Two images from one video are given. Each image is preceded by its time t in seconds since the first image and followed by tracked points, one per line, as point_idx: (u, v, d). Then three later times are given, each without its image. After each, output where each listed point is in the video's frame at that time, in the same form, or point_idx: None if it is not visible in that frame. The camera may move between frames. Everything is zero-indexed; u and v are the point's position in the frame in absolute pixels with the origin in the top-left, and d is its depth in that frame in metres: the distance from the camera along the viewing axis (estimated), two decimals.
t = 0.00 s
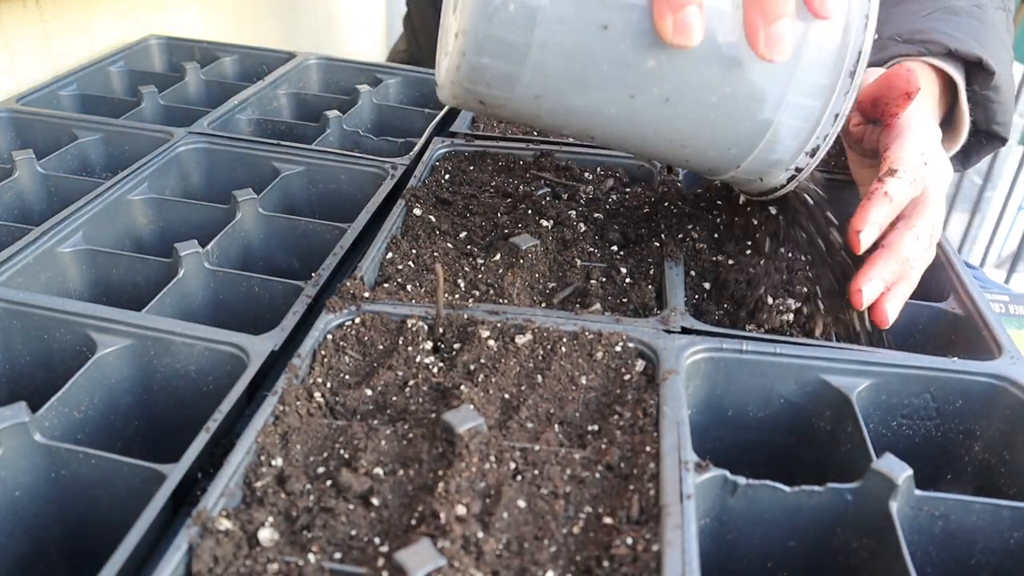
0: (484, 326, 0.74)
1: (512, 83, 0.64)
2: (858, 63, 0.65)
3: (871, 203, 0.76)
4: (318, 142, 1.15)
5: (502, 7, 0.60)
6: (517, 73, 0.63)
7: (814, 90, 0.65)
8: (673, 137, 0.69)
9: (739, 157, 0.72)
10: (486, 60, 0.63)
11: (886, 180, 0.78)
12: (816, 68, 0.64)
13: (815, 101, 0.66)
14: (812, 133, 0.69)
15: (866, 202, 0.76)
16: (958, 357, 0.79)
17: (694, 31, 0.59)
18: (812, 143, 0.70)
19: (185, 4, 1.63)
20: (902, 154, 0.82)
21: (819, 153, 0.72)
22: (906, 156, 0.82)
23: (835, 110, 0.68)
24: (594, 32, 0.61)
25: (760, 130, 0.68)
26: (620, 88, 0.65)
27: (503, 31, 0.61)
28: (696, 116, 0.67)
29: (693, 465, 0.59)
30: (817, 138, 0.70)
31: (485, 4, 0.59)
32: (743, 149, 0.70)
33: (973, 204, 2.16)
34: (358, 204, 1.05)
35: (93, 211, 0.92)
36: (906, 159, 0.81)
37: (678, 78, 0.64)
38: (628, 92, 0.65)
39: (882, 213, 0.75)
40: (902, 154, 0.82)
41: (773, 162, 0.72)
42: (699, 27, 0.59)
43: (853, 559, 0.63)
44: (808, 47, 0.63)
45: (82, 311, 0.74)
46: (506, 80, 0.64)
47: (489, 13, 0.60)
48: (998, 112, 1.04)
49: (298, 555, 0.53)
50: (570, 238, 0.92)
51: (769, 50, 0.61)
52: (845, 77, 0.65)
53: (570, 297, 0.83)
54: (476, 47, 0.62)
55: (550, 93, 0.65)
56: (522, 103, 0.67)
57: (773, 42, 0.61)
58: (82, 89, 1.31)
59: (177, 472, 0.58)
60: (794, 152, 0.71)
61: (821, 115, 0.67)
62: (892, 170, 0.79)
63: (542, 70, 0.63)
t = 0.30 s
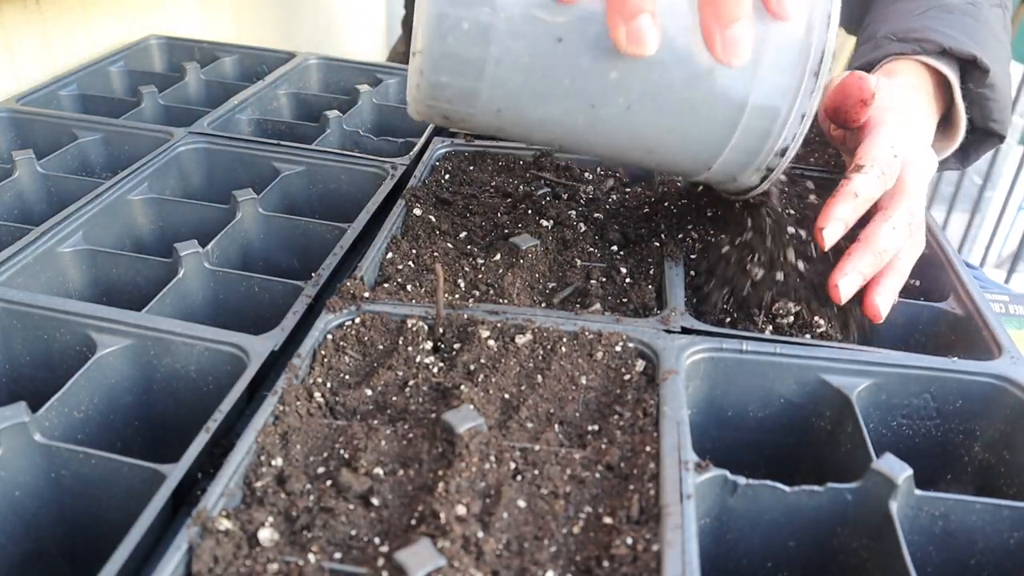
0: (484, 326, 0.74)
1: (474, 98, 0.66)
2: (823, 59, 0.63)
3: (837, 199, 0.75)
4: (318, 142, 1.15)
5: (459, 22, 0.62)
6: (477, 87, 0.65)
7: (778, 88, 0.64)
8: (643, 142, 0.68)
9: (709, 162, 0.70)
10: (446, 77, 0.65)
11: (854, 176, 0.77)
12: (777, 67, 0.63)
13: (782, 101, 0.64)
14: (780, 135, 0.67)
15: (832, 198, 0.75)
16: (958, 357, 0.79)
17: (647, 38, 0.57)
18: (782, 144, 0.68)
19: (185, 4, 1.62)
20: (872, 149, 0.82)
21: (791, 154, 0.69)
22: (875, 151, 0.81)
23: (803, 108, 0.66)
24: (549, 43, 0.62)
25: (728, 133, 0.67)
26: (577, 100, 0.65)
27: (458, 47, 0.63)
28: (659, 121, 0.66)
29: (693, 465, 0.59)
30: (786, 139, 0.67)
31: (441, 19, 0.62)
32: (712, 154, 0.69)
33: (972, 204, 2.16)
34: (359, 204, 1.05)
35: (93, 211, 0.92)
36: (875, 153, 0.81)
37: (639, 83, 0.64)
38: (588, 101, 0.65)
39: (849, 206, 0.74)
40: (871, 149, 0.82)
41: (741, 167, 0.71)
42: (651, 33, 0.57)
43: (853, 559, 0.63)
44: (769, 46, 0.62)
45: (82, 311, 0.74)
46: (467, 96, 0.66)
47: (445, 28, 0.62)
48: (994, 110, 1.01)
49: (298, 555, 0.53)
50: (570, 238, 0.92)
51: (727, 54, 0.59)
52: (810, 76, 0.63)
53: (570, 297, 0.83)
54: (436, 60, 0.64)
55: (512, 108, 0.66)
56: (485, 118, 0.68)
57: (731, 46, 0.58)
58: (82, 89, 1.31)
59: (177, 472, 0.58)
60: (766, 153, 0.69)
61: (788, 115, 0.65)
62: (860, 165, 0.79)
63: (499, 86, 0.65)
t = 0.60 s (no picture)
0: (484, 326, 0.74)
1: (426, 163, 0.66)
2: (760, 100, 0.64)
3: (795, 180, 0.77)
4: (318, 142, 1.15)
5: (400, 99, 0.62)
6: (429, 154, 0.66)
7: (716, 132, 0.65)
8: (596, 185, 0.69)
9: (661, 195, 0.71)
10: (398, 149, 0.65)
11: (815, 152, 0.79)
12: (718, 111, 0.64)
13: (721, 141, 0.66)
14: (727, 167, 0.68)
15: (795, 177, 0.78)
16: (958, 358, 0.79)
17: (575, 97, 0.51)
18: (729, 176, 0.69)
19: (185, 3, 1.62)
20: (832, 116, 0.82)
21: (741, 184, 0.70)
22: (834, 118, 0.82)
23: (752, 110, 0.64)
24: (486, 111, 0.62)
25: (672, 175, 0.68)
26: (526, 154, 0.65)
27: (403, 121, 0.63)
28: (608, 168, 0.67)
29: (693, 465, 0.59)
30: (733, 171, 0.68)
31: (383, 98, 0.61)
32: (664, 189, 0.70)
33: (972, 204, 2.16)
34: (358, 205, 1.04)
35: (93, 212, 0.92)
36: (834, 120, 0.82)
37: (582, 139, 0.64)
38: (534, 158, 0.66)
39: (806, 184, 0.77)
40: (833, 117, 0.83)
41: (695, 202, 0.72)
42: (581, 95, 0.51)
43: (853, 559, 0.63)
44: (704, 92, 0.63)
45: (82, 311, 0.74)
46: (418, 162, 0.66)
47: (389, 105, 0.62)
48: (987, 99, 1.01)
49: (298, 555, 0.53)
50: (570, 238, 0.92)
51: (658, 108, 0.52)
52: (748, 115, 0.64)
53: (570, 297, 0.83)
54: (384, 136, 0.64)
55: (467, 167, 0.67)
56: (442, 177, 0.69)
57: (662, 96, 0.51)
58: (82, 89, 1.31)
59: (177, 472, 0.58)
60: (714, 183, 0.69)
61: (731, 153, 0.67)
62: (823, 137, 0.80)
63: (449, 151, 0.65)
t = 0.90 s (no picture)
0: (484, 326, 0.74)
1: (308, 159, 0.69)
2: (604, 67, 0.57)
3: (778, 240, 0.77)
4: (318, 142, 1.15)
5: (261, 103, 0.64)
6: (304, 150, 0.67)
7: (567, 110, 0.59)
8: (475, 169, 0.66)
9: (543, 178, 0.66)
10: (277, 149, 0.68)
11: (751, 200, 0.84)
12: (560, 85, 0.58)
13: (575, 119, 0.59)
14: (591, 150, 0.61)
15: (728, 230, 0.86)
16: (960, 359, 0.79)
17: (407, 85, 0.52)
18: (597, 156, 0.62)
19: (185, 5, 1.63)
20: (796, 155, 0.84)
21: (614, 161, 0.64)
22: (795, 155, 0.84)
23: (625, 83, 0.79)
24: (338, 104, 0.62)
25: (540, 159, 0.63)
26: (388, 144, 0.65)
27: (270, 123, 0.65)
28: (475, 155, 0.64)
29: (693, 465, 0.59)
30: (599, 151, 0.62)
31: (249, 104, 0.64)
32: (540, 172, 0.65)
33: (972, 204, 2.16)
34: (359, 205, 1.05)
35: (93, 212, 0.92)
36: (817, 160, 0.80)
37: (437, 126, 0.62)
38: (399, 148, 0.65)
39: (790, 240, 0.76)
40: (795, 153, 0.84)
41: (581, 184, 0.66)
42: (412, 80, 0.52)
43: (853, 560, 0.63)
44: (542, 66, 0.57)
45: (82, 311, 0.74)
46: (301, 158, 0.69)
47: (255, 109, 0.64)
48: (994, 104, 0.97)
49: (298, 555, 0.53)
50: (570, 238, 0.92)
51: (489, 86, 0.49)
52: (593, 85, 0.58)
53: (570, 297, 0.83)
54: (258, 136, 0.66)
55: (340, 158, 0.67)
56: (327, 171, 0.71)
57: (492, 71, 0.48)
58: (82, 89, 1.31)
59: (177, 472, 0.58)
60: (584, 169, 0.64)
61: (586, 129, 0.60)
62: (755, 182, 0.83)
63: (318, 145, 0.66)
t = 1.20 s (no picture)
0: (484, 326, 0.74)
1: (334, 164, 0.71)
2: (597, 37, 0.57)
3: (847, 218, 0.85)
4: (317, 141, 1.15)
5: (283, 115, 0.66)
6: (329, 155, 0.70)
7: (567, 84, 0.59)
8: (490, 154, 0.67)
9: (556, 154, 0.67)
10: (304, 157, 0.71)
11: (808, 184, 0.90)
12: (558, 60, 0.58)
13: (577, 92, 0.60)
14: (597, 119, 0.62)
15: (778, 217, 0.91)
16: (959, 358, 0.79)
17: (414, 81, 0.53)
18: (604, 123, 0.62)
19: (185, 7, 1.63)
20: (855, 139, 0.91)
21: (622, 126, 0.64)
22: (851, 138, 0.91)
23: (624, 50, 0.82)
24: (352, 107, 0.64)
25: (550, 134, 0.64)
26: (404, 138, 0.66)
27: (295, 134, 0.68)
28: (490, 143, 0.65)
29: (693, 465, 0.59)
30: (605, 119, 0.62)
31: (271, 117, 0.67)
32: (554, 148, 0.65)
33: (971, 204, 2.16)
34: (359, 205, 1.05)
35: (93, 212, 0.92)
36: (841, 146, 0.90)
37: (449, 117, 0.63)
38: (416, 141, 0.66)
39: (851, 222, 0.84)
40: (849, 135, 0.91)
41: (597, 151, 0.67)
42: (418, 77, 0.53)
43: (853, 559, 0.63)
44: (538, 46, 0.57)
45: (82, 311, 0.74)
46: (328, 163, 0.71)
47: (277, 122, 0.67)
48: (1013, 82, 1.00)
49: (298, 555, 0.53)
50: (570, 238, 0.92)
51: (488, 72, 0.50)
52: (589, 57, 0.58)
53: (570, 297, 0.83)
54: (286, 147, 0.70)
55: (363, 157, 0.69)
56: (355, 172, 0.73)
57: (490, 57, 0.49)
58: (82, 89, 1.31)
59: (177, 472, 0.58)
60: (595, 139, 0.64)
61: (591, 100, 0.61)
62: (818, 168, 0.89)
63: (342, 149, 0.69)
